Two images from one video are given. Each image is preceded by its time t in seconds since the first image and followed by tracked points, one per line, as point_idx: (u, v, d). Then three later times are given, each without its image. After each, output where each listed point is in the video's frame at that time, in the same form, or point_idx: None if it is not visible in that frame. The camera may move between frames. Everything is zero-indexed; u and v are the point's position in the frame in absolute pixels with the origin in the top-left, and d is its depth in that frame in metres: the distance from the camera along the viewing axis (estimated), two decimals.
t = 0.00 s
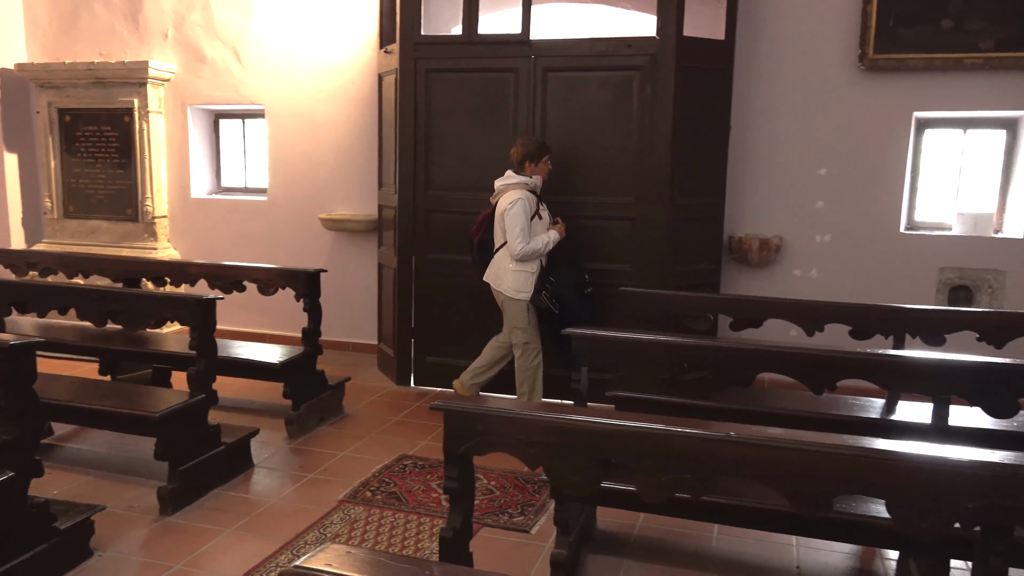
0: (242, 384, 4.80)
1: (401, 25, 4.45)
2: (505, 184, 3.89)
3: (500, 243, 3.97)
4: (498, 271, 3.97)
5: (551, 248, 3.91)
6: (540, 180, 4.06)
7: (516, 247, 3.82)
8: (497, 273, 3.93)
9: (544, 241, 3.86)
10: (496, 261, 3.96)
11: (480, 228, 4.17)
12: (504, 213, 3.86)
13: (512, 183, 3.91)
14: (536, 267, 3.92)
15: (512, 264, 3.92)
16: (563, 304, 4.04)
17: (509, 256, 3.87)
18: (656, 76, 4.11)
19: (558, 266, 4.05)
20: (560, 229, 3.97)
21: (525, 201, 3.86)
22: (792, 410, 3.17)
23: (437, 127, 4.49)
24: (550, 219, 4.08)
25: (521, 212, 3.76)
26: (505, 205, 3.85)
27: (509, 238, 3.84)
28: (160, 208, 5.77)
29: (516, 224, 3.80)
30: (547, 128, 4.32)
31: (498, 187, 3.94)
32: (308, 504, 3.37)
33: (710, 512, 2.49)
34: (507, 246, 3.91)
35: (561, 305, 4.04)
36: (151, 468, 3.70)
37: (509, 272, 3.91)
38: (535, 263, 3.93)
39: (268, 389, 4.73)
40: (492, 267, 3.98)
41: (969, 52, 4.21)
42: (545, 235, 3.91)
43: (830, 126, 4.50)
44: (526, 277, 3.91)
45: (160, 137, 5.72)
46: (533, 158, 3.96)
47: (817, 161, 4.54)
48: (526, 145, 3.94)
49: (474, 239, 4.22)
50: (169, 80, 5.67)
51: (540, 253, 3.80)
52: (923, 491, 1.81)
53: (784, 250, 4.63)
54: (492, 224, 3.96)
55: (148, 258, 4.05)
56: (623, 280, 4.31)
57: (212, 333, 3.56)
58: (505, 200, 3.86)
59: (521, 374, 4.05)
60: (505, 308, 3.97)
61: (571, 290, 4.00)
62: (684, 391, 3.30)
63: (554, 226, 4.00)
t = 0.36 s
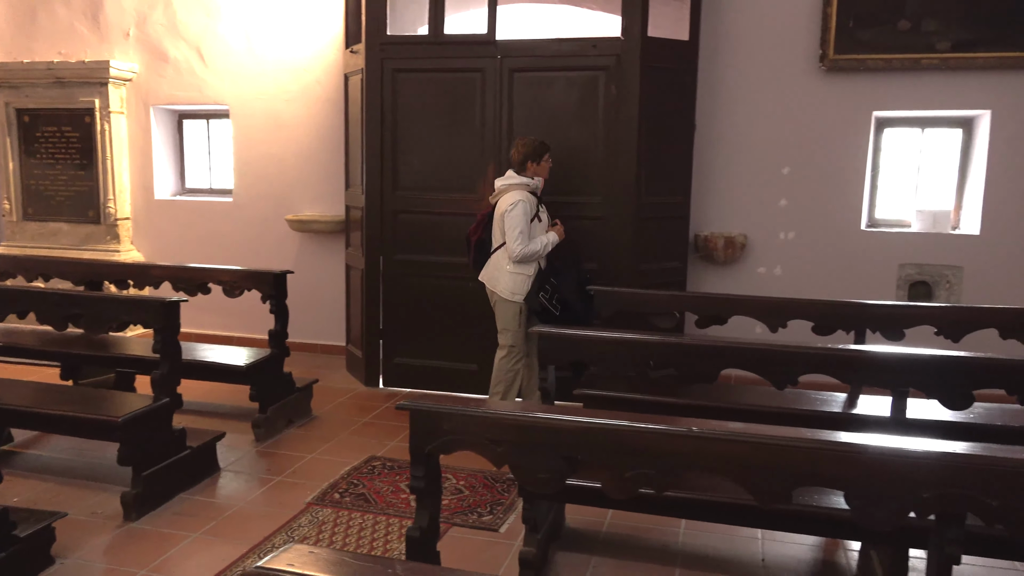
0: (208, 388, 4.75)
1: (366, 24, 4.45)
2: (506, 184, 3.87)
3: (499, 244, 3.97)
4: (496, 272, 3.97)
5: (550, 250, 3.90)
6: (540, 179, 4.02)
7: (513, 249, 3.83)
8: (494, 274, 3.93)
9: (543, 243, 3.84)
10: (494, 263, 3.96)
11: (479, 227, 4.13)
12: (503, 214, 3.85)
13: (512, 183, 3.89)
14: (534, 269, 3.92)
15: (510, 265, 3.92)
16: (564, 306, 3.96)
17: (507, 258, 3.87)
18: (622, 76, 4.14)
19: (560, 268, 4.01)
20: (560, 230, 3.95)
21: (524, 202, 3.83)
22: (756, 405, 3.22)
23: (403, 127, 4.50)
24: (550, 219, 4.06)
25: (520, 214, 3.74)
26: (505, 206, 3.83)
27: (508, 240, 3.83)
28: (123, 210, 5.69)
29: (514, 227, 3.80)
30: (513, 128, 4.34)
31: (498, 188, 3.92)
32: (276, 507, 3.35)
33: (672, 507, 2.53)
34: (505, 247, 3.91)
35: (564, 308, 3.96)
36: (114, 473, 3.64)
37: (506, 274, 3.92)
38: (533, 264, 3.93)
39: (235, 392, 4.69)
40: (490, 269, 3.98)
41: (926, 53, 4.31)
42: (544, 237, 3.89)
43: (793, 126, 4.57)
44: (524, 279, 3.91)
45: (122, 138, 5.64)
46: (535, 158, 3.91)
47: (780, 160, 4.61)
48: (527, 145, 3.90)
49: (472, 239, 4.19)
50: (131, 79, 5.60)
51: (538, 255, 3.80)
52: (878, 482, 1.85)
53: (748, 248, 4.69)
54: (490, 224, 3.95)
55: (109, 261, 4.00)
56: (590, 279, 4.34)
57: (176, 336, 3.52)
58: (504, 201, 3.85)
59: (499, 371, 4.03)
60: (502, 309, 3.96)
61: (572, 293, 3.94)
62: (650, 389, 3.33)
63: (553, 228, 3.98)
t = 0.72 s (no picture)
0: (170, 397, 4.68)
1: (327, 28, 4.45)
2: (501, 187, 3.90)
3: (497, 246, 3.98)
4: (496, 274, 3.98)
5: (548, 250, 3.90)
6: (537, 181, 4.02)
7: (511, 250, 3.84)
8: (493, 275, 3.95)
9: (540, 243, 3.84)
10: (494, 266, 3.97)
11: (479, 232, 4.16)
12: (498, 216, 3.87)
13: (507, 186, 3.91)
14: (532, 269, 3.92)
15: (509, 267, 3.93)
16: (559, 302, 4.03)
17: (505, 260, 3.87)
18: (583, 79, 4.18)
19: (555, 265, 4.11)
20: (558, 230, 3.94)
21: (518, 203, 3.83)
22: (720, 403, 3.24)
23: (366, 131, 4.52)
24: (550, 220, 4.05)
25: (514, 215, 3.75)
26: (500, 208, 3.86)
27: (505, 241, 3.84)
28: (80, 217, 5.59)
29: (509, 228, 3.80)
30: (476, 131, 4.37)
31: (494, 191, 3.93)
32: (241, 516, 3.31)
33: (635, 504, 2.56)
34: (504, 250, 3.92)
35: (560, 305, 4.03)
36: (73, 486, 3.57)
37: (506, 276, 3.93)
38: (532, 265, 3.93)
39: (198, 400, 4.62)
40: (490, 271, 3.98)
41: (879, 55, 4.42)
42: (541, 237, 3.90)
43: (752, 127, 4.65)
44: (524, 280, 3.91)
45: (77, 144, 5.55)
46: (528, 159, 3.94)
47: (740, 161, 4.68)
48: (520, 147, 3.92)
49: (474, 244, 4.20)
50: (86, 84, 5.50)
51: (535, 255, 3.81)
52: (834, 474, 1.90)
53: (710, 248, 4.76)
54: (487, 227, 3.98)
55: (66, 270, 3.93)
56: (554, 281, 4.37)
57: (136, 345, 3.46)
58: (499, 203, 3.87)
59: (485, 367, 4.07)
60: (503, 310, 3.97)
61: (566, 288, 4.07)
62: (614, 388, 3.35)
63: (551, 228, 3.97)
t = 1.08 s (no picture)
0: (137, 405, 4.62)
1: (291, 31, 4.43)
2: (496, 185, 3.95)
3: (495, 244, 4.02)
4: (495, 270, 4.03)
5: (547, 245, 3.92)
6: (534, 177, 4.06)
7: (507, 246, 3.88)
8: (492, 272, 4.00)
9: (537, 238, 3.87)
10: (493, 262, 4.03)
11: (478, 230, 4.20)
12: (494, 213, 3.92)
13: (502, 184, 3.96)
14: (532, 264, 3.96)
15: (509, 263, 3.98)
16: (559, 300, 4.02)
17: (503, 256, 3.93)
18: (549, 81, 4.21)
19: (559, 262, 4.08)
20: (556, 225, 3.95)
21: (514, 200, 3.88)
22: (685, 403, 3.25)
23: (333, 134, 4.52)
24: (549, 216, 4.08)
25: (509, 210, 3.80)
26: (495, 205, 3.91)
27: (502, 237, 3.89)
28: (41, 224, 5.49)
29: (505, 224, 3.85)
30: (443, 133, 4.38)
31: (490, 189, 3.98)
32: (209, 524, 3.27)
33: (603, 503, 2.58)
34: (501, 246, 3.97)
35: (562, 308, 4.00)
36: (36, 497, 3.51)
37: (506, 272, 3.96)
38: (531, 260, 3.97)
39: (166, 408, 4.56)
40: (489, 268, 4.04)
41: (839, 56, 4.50)
42: (538, 233, 3.92)
43: (717, 128, 4.70)
44: (523, 275, 3.96)
45: (37, 149, 5.46)
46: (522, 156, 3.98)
47: (706, 162, 4.73)
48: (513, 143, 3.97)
49: (474, 243, 4.25)
50: (46, 89, 5.41)
51: (532, 250, 3.83)
52: (795, 469, 1.93)
53: (677, 248, 4.81)
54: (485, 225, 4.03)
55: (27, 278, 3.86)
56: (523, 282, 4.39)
57: (99, 353, 3.43)
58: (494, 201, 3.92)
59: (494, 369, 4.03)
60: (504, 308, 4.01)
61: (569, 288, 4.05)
62: (583, 388, 3.37)
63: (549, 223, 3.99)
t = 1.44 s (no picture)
0: (91, 421, 4.52)
1: (251, 43, 4.41)
2: (485, 203, 3.95)
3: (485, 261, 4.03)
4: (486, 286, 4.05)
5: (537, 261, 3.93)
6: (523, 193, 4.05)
7: (497, 264, 3.88)
8: (482, 289, 4.00)
9: (527, 255, 3.87)
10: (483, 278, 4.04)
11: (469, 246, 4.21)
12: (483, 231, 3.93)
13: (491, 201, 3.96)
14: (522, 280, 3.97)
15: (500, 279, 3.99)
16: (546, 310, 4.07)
17: (493, 273, 3.94)
18: (510, 94, 4.25)
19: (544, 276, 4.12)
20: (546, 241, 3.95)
21: (502, 217, 3.88)
22: (649, 412, 3.29)
23: (293, 146, 4.50)
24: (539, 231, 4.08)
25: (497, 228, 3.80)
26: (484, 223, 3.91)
27: (492, 254, 3.90)
28: None
29: (494, 242, 3.85)
30: (405, 145, 4.39)
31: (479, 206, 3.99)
32: (165, 541, 3.21)
33: (560, 514, 2.60)
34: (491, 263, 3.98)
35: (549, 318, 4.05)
36: None
37: (496, 288, 3.98)
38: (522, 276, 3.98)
39: (122, 423, 4.48)
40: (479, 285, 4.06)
41: (793, 72, 4.61)
42: (528, 249, 3.93)
43: (675, 140, 4.78)
44: (514, 291, 3.97)
45: None
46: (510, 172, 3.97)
47: (664, 174, 4.81)
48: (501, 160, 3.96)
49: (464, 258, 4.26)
50: None
51: (522, 266, 3.83)
52: (746, 478, 1.97)
53: (638, 259, 4.87)
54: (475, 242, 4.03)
55: None
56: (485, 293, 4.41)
57: (51, 367, 3.34)
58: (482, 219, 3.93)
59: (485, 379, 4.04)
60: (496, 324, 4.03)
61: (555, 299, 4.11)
62: (543, 399, 3.40)
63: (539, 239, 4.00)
